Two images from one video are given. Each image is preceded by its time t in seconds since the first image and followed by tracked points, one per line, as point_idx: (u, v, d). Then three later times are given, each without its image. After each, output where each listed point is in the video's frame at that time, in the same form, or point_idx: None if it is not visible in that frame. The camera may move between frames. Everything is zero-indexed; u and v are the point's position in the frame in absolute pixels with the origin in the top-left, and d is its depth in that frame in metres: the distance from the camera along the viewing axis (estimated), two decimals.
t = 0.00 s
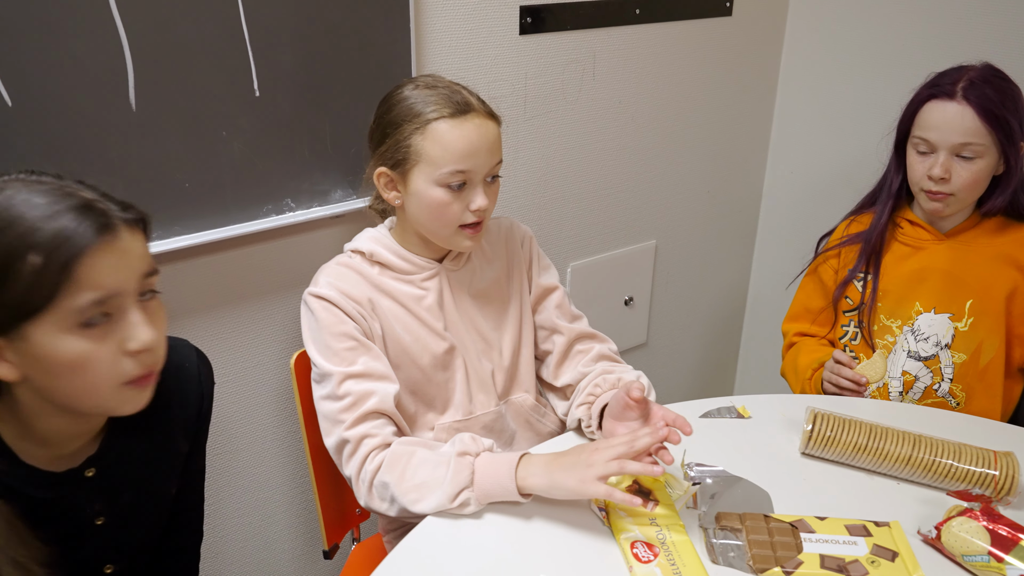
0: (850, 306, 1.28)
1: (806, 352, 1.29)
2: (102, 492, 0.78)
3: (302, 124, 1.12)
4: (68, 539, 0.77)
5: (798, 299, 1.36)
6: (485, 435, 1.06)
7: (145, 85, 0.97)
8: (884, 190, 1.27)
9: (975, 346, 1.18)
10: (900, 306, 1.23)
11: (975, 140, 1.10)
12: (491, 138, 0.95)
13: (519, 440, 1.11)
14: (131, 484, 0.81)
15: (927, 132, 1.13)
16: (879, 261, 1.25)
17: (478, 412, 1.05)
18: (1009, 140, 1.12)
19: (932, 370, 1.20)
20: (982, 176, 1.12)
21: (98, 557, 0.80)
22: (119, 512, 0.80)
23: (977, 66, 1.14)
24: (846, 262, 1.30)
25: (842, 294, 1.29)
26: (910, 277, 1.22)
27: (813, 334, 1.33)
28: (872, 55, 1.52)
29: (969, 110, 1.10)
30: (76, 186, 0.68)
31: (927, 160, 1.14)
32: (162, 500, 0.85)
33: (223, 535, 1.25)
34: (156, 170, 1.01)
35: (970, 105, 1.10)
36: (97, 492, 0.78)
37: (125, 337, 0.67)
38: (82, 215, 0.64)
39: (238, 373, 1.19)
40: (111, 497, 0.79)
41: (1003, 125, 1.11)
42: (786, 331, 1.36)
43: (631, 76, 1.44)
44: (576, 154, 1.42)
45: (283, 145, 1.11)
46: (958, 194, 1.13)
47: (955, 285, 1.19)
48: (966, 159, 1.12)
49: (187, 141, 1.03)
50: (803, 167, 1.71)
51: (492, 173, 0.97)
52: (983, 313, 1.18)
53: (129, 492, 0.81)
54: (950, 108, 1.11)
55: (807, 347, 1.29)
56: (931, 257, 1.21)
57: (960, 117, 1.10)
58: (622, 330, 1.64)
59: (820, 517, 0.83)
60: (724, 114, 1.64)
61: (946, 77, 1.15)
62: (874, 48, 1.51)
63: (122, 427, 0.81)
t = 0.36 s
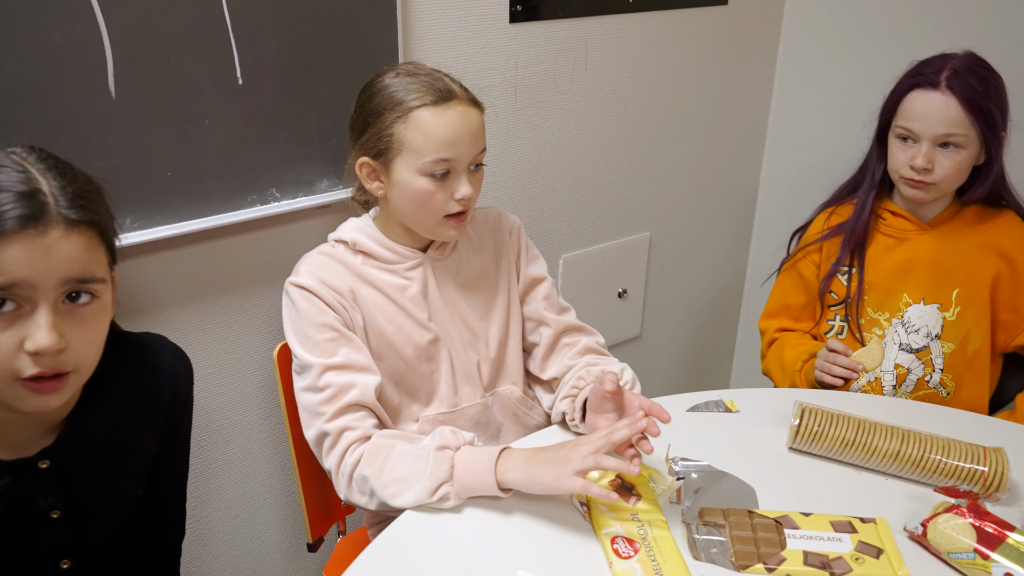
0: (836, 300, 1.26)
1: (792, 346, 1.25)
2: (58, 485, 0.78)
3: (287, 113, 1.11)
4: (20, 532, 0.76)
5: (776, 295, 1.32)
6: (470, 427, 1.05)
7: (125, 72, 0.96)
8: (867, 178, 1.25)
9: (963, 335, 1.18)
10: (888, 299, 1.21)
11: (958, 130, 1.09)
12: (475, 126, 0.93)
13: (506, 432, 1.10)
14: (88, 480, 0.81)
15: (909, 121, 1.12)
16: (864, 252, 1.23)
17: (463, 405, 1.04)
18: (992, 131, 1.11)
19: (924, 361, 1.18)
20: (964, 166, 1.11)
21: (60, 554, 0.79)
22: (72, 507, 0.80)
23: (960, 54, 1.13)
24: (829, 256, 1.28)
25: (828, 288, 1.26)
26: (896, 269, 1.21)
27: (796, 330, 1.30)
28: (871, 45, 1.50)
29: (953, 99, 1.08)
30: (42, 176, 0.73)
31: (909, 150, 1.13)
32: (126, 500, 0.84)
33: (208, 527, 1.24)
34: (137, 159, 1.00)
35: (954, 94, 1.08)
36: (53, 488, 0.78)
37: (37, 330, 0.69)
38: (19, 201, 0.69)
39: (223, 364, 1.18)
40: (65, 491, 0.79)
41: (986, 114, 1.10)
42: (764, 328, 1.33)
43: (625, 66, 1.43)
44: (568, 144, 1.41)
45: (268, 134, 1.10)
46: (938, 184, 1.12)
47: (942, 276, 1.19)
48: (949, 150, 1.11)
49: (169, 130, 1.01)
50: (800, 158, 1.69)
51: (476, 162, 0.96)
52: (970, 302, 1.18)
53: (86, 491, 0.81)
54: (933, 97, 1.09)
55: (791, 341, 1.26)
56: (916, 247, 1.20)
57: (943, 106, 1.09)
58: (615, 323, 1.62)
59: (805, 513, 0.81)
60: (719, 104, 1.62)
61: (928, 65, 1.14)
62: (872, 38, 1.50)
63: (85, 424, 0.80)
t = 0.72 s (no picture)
0: (818, 289, 1.22)
1: (774, 338, 1.20)
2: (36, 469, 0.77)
3: (272, 95, 1.08)
4: None
5: (752, 287, 1.27)
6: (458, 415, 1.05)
7: (105, 53, 0.93)
8: (840, 163, 1.22)
9: (946, 314, 1.17)
10: (872, 285, 1.19)
11: (936, 113, 1.07)
12: (455, 101, 0.91)
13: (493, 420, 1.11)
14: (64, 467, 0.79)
15: (887, 104, 1.09)
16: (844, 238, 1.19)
17: (450, 391, 1.03)
18: (967, 109, 1.09)
19: (913, 345, 1.17)
20: (941, 148, 1.09)
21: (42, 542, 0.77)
22: (48, 495, 0.78)
23: (932, 32, 1.10)
24: (808, 244, 1.23)
25: (809, 278, 1.22)
26: (878, 253, 1.18)
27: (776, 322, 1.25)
28: (871, 25, 1.48)
29: (931, 80, 1.06)
30: (33, 160, 0.69)
31: (888, 132, 1.10)
32: (99, 485, 0.83)
33: (200, 512, 1.23)
34: (119, 141, 0.98)
35: (931, 75, 1.06)
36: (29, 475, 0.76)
37: (77, 318, 0.69)
38: (42, 194, 0.65)
39: (210, 350, 1.16)
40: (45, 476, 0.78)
41: (962, 93, 1.08)
42: (741, 321, 1.27)
43: (620, 47, 1.40)
44: (562, 127, 1.38)
45: (253, 116, 1.08)
46: (917, 167, 1.10)
47: (923, 257, 1.17)
48: (927, 132, 1.08)
49: (151, 112, 0.99)
50: (798, 140, 1.67)
51: (458, 138, 0.94)
52: (951, 282, 1.17)
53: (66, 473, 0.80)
54: (911, 79, 1.07)
55: (774, 333, 1.21)
56: (897, 231, 1.17)
57: (921, 88, 1.06)
58: (611, 308, 1.60)
59: (795, 504, 0.80)
60: (716, 85, 1.59)
61: (902, 46, 1.11)
62: (872, 18, 1.47)
63: (55, 408, 0.79)
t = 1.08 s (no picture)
0: (800, 285, 1.21)
1: (755, 337, 1.19)
2: None
3: (251, 86, 1.07)
4: None
5: (733, 282, 1.26)
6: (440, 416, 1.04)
7: (79, 44, 0.92)
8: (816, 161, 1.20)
9: (928, 307, 1.17)
10: (854, 280, 1.18)
11: (917, 106, 1.05)
12: (436, 92, 0.89)
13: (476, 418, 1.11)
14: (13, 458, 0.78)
15: (865, 100, 1.08)
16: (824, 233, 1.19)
17: (433, 394, 1.03)
18: (945, 98, 1.08)
19: (897, 340, 1.17)
20: (921, 141, 1.08)
21: None
22: None
23: (901, 24, 1.09)
24: (789, 240, 1.22)
25: (791, 275, 1.21)
26: (859, 248, 1.17)
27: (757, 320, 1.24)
28: (863, 12, 1.46)
29: (907, 73, 1.05)
30: None
31: (868, 128, 1.09)
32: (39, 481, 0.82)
33: (184, 507, 1.22)
34: (94, 133, 0.96)
35: (908, 69, 1.04)
36: None
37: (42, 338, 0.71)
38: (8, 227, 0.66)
39: (193, 343, 1.15)
40: None
41: (938, 84, 1.07)
42: (722, 318, 1.26)
43: (609, 35, 1.38)
44: (550, 117, 1.37)
45: (232, 107, 1.06)
46: (898, 161, 1.08)
47: (905, 250, 1.16)
48: (907, 127, 1.07)
49: (127, 103, 0.97)
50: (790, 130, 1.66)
51: (441, 132, 0.92)
52: (932, 274, 1.16)
53: None
54: (887, 74, 1.05)
55: (755, 331, 1.20)
56: (877, 225, 1.16)
57: (899, 82, 1.05)
58: (601, 299, 1.59)
59: (775, 503, 0.79)
60: (707, 74, 1.58)
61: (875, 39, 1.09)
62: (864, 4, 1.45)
63: None
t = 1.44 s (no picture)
0: (782, 279, 1.22)
1: (737, 333, 1.19)
2: None
3: (233, 82, 1.07)
4: None
5: (717, 276, 1.26)
6: (422, 414, 1.05)
7: (58, 41, 0.92)
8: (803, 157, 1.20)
9: (910, 302, 1.17)
10: (837, 274, 1.19)
11: (906, 107, 1.06)
12: (425, 99, 0.88)
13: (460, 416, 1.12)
14: None
15: (855, 101, 1.08)
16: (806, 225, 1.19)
17: (416, 393, 1.03)
18: (933, 98, 1.08)
19: (878, 334, 1.18)
20: (910, 140, 1.09)
21: None
22: None
23: (889, 23, 1.09)
24: (772, 233, 1.23)
25: (773, 268, 1.22)
26: (842, 242, 1.18)
27: (741, 315, 1.24)
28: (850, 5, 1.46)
29: (897, 75, 1.05)
30: None
31: (857, 129, 1.09)
32: None
33: (170, 498, 1.23)
34: (75, 131, 0.97)
35: (897, 70, 1.05)
36: None
37: None
38: None
39: (178, 338, 1.16)
40: None
41: (928, 85, 1.07)
42: (706, 312, 1.27)
43: (595, 29, 1.38)
44: (535, 111, 1.37)
45: (215, 104, 1.07)
46: (887, 159, 1.09)
47: (887, 245, 1.16)
48: (896, 127, 1.07)
49: (108, 100, 0.98)
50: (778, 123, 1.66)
51: (432, 138, 0.91)
52: (915, 270, 1.17)
53: None
54: (877, 75, 1.05)
55: (739, 325, 1.21)
56: (860, 220, 1.17)
57: (888, 84, 1.05)
58: (588, 292, 1.60)
59: (748, 499, 0.79)
60: (695, 68, 1.58)
61: (863, 40, 1.09)
62: None
63: None
